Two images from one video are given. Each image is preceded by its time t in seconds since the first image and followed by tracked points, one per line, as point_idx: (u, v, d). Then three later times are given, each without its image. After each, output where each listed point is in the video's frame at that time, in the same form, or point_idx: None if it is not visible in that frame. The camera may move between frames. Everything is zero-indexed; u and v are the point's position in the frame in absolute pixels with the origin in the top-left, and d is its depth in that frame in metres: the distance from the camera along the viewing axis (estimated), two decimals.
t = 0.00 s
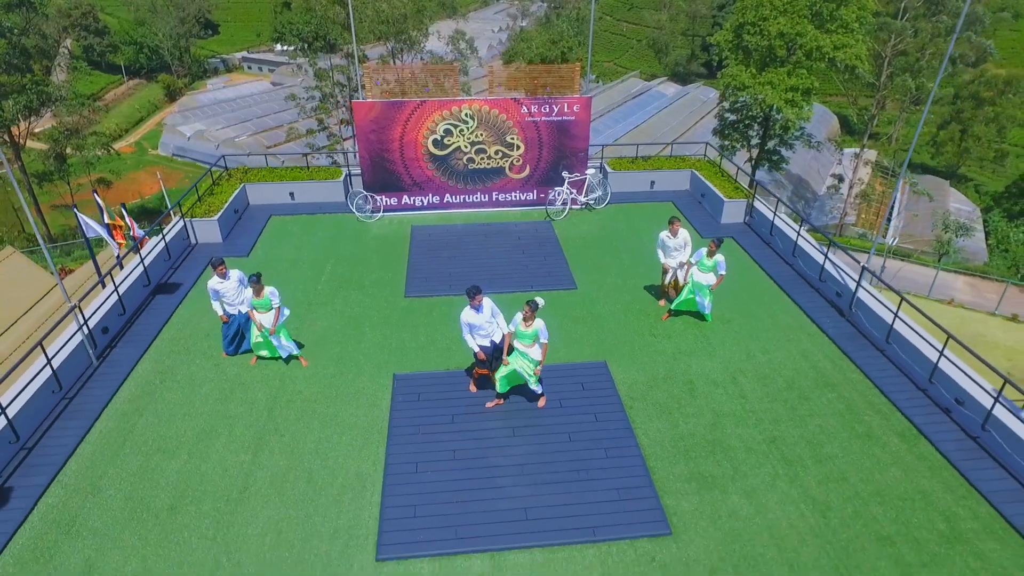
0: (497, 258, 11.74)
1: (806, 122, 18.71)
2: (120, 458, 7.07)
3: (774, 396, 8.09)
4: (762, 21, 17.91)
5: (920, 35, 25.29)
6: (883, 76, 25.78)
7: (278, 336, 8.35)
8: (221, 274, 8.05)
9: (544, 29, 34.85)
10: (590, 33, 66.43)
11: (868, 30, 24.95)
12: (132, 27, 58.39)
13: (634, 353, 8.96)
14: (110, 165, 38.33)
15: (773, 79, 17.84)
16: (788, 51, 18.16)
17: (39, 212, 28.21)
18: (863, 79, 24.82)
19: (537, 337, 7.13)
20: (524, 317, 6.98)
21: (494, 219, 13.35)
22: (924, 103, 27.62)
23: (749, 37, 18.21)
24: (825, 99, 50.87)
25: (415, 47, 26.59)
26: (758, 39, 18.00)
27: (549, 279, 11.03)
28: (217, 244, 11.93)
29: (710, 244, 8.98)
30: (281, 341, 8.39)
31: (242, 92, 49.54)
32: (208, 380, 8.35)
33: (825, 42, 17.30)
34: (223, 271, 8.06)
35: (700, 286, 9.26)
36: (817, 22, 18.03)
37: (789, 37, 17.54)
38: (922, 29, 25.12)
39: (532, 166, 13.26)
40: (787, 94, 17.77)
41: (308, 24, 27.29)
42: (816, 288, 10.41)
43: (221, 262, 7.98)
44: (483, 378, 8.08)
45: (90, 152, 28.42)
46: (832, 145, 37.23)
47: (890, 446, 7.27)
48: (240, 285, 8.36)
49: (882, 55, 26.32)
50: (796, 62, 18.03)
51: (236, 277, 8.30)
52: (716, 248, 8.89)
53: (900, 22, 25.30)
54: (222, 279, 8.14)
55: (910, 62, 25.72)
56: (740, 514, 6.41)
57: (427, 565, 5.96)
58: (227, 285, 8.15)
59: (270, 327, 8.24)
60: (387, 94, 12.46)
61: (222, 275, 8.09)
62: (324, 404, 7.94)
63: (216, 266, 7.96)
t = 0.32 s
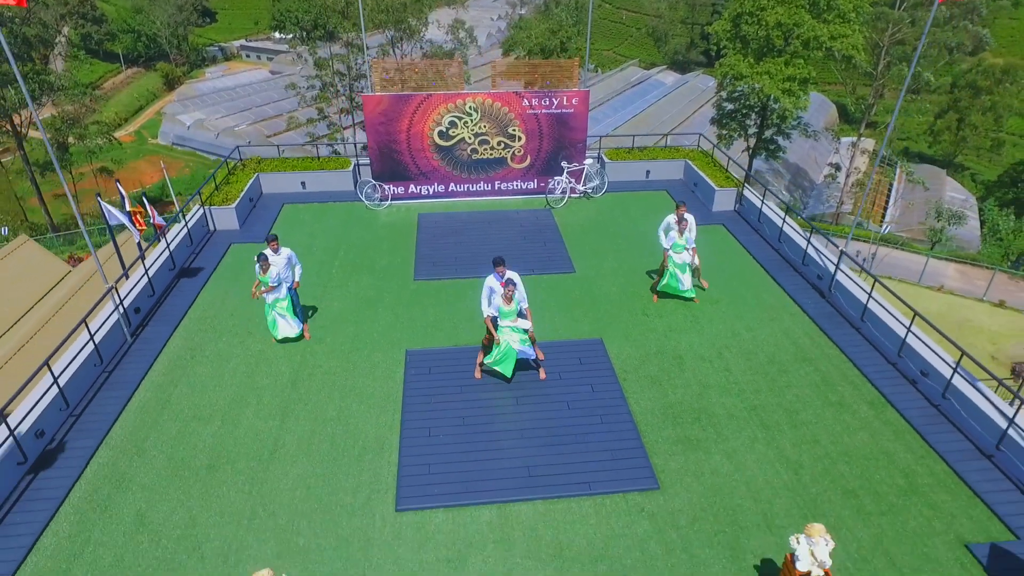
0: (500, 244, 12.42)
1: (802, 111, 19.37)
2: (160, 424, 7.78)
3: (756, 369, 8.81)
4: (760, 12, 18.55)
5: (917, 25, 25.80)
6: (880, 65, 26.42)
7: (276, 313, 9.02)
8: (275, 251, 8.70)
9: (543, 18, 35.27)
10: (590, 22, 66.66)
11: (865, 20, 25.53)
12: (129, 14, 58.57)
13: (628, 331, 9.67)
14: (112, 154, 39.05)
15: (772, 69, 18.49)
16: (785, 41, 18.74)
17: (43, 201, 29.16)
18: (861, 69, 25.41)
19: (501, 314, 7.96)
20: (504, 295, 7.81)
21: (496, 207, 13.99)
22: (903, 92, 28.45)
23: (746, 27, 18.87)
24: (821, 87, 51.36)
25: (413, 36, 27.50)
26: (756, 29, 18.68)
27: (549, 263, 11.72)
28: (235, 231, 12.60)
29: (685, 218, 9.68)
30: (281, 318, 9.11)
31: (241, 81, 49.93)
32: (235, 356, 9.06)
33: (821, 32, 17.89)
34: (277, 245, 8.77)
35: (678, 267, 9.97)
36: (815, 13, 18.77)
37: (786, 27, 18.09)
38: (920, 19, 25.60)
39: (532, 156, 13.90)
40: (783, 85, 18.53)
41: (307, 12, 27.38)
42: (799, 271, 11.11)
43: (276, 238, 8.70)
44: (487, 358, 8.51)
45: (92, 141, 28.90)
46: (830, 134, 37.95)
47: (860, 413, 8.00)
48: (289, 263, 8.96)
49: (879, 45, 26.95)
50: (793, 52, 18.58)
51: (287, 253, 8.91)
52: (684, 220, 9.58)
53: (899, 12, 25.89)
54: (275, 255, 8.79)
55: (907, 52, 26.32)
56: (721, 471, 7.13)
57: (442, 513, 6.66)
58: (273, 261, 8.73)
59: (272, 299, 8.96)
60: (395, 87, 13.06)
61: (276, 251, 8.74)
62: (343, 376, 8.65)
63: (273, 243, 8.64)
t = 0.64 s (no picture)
0: (500, 234, 13.05)
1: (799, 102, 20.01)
2: (189, 400, 8.43)
3: (740, 350, 9.48)
4: (757, 6, 19.31)
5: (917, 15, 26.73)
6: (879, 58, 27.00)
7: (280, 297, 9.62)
8: (305, 246, 9.31)
9: (541, 9, 35.69)
10: (588, 13, 66.92)
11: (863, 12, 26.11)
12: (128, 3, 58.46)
13: (622, 315, 10.33)
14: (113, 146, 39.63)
15: (769, 61, 19.07)
16: (782, 34, 19.41)
17: (44, 192, 29.89)
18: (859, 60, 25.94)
19: (489, 301, 8.45)
20: (489, 283, 8.33)
21: (497, 198, 14.61)
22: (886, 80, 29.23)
23: (744, 20, 19.68)
24: (817, 78, 51.82)
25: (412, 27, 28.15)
26: (754, 22, 19.39)
27: (548, 252, 12.37)
28: (249, 222, 13.22)
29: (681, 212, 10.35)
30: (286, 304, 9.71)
31: (240, 72, 50.30)
32: (256, 338, 9.73)
33: (818, 24, 18.49)
34: (311, 244, 9.32)
35: (662, 256, 10.65)
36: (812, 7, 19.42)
37: (783, 20, 18.80)
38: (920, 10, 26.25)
39: (532, 150, 14.50)
40: (781, 77, 19.07)
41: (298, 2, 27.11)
42: (784, 259, 11.78)
43: (314, 238, 9.27)
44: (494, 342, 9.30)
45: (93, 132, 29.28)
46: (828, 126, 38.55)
47: (835, 389, 8.68)
48: (317, 261, 9.49)
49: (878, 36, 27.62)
50: (791, 44, 19.22)
51: (319, 254, 9.42)
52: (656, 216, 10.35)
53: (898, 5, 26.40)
54: (307, 250, 9.34)
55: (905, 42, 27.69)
56: (704, 441, 7.80)
57: (451, 478, 7.34)
58: (303, 256, 9.34)
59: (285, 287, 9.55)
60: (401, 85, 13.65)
61: (308, 247, 9.35)
62: (357, 357, 9.32)
63: (306, 239, 9.24)
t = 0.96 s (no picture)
0: (502, 227, 13.78)
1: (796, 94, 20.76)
2: (217, 380, 9.20)
3: (725, 335, 10.24)
4: None
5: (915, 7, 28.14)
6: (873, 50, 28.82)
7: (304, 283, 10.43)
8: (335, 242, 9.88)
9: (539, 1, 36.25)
10: (586, 4, 67.41)
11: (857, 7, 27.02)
12: None
13: (615, 303, 11.10)
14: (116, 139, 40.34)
15: (765, 54, 19.88)
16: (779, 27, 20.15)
17: (47, 184, 30.54)
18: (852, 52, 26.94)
19: (489, 282, 9.25)
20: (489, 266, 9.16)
21: (498, 193, 15.33)
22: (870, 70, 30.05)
23: (742, 12, 20.23)
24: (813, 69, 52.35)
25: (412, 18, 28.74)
26: (750, 15, 20.02)
27: (547, 244, 13.10)
28: (263, 215, 13.94)
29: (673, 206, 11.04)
30: (310, 291, 10.44)
31: (240, 63, 50.82)
32: (276, 324, 10.48)
33: (815, 18, 19.27)
34: (340, 242, 9.88)
35: (652, 244, 11.34)
36: None
37: (780, 13, 19.52)
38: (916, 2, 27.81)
39: (532, 146, 15.19)
40: (778, 70, 19.92)
41: None
42: (769, 250, 12.53)
43: (341, 237, 9.78)
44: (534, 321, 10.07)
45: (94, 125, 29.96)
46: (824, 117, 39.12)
47: (810, 370, 9.46)
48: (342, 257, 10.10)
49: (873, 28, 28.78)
50: (787, 37, 19.92)
51: (344, 251, 10.01)
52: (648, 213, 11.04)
53: None
54: (337, 246, 9.93)
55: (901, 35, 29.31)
56: (689, 417, 8.58)
57: (459, 448, 8.12)
58: (331, 250, 9.96)
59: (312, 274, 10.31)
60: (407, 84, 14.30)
61: (337, 244, 9.92)
62: (371, 342, 10.09)
63: (335, 236, 9.78)
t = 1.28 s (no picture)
0: (503, 221, 14.47)
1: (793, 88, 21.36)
2: (240, 365, 9.92)
3: (711, 323, 10.96)
4: None
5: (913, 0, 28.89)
6: (873, 43, 29.58)
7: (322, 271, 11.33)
8: (344, 244, 10.54)
9: None
10: None
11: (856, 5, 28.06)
12: None
13: (610, 294, 11.81)
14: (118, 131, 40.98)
15: (762, 48, 20.52)
16: (776, 21, 20.80)
17: (50, 176, 30.95)
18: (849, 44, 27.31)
19: (494, 273, 9.99)
20: (496, 258, 9.90)
21: (499, 188, 16.01)
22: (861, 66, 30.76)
23: (739, 6, 20.85)
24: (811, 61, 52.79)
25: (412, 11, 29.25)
26: (748, 9, 20.64)
27: (545, 237, 13.79)
28: (275, 210, 14.61)
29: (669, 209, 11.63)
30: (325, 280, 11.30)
31: (239, 55, 51.24)
32: (292, 314, 11.18)
33: (811, 13, 19.89)
34: (349, 244, 10.53)
35: (643, 241, 12.13)
36: None
37: (777, 8, 20.18)
38: None
39: (531, 144, 15.84)
40: (774, 64, 20.55)
41: None
42: (755, 244, 13.24)
43: (351, 239, 10.44)
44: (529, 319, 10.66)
45: (97, 117, 30.33)
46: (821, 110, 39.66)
47: (790, 356, 10.18)
48: (352, 257, 10.77)
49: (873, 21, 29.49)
50: (784, 30, 20.59)
51: (354, 252, 10.67)
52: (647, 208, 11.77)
53: None
54: (345, 247, 10.60)
55: (898, 29, 29.59)
56: (676, 398, 9.32)
57: (465, 426, 8.86)
58: (341, 251, 10.63)
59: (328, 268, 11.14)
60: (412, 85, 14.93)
61: (346, 245, 10.57)
62: (381, 330, 10.80)
63: (344, 239, 10.43)
